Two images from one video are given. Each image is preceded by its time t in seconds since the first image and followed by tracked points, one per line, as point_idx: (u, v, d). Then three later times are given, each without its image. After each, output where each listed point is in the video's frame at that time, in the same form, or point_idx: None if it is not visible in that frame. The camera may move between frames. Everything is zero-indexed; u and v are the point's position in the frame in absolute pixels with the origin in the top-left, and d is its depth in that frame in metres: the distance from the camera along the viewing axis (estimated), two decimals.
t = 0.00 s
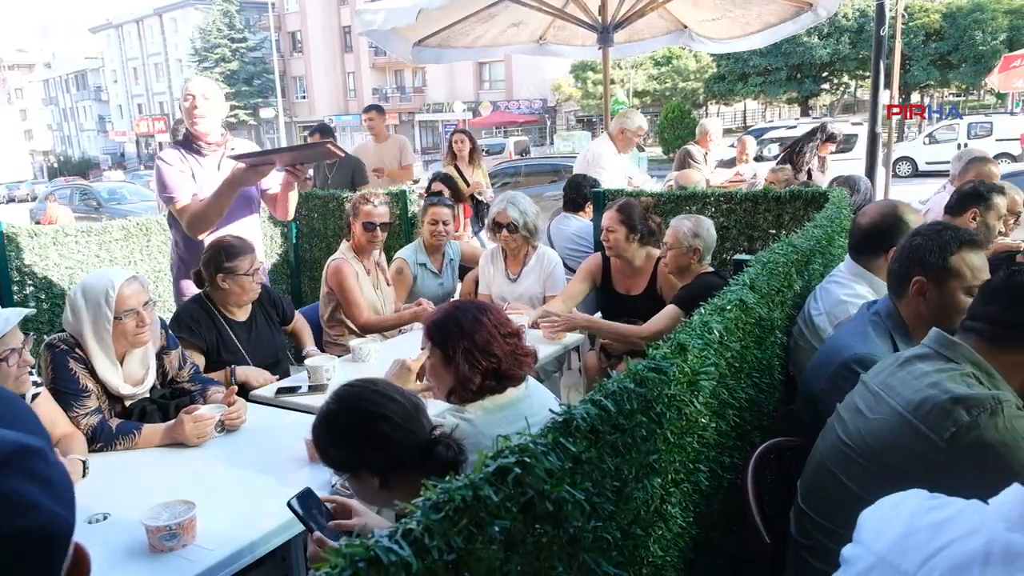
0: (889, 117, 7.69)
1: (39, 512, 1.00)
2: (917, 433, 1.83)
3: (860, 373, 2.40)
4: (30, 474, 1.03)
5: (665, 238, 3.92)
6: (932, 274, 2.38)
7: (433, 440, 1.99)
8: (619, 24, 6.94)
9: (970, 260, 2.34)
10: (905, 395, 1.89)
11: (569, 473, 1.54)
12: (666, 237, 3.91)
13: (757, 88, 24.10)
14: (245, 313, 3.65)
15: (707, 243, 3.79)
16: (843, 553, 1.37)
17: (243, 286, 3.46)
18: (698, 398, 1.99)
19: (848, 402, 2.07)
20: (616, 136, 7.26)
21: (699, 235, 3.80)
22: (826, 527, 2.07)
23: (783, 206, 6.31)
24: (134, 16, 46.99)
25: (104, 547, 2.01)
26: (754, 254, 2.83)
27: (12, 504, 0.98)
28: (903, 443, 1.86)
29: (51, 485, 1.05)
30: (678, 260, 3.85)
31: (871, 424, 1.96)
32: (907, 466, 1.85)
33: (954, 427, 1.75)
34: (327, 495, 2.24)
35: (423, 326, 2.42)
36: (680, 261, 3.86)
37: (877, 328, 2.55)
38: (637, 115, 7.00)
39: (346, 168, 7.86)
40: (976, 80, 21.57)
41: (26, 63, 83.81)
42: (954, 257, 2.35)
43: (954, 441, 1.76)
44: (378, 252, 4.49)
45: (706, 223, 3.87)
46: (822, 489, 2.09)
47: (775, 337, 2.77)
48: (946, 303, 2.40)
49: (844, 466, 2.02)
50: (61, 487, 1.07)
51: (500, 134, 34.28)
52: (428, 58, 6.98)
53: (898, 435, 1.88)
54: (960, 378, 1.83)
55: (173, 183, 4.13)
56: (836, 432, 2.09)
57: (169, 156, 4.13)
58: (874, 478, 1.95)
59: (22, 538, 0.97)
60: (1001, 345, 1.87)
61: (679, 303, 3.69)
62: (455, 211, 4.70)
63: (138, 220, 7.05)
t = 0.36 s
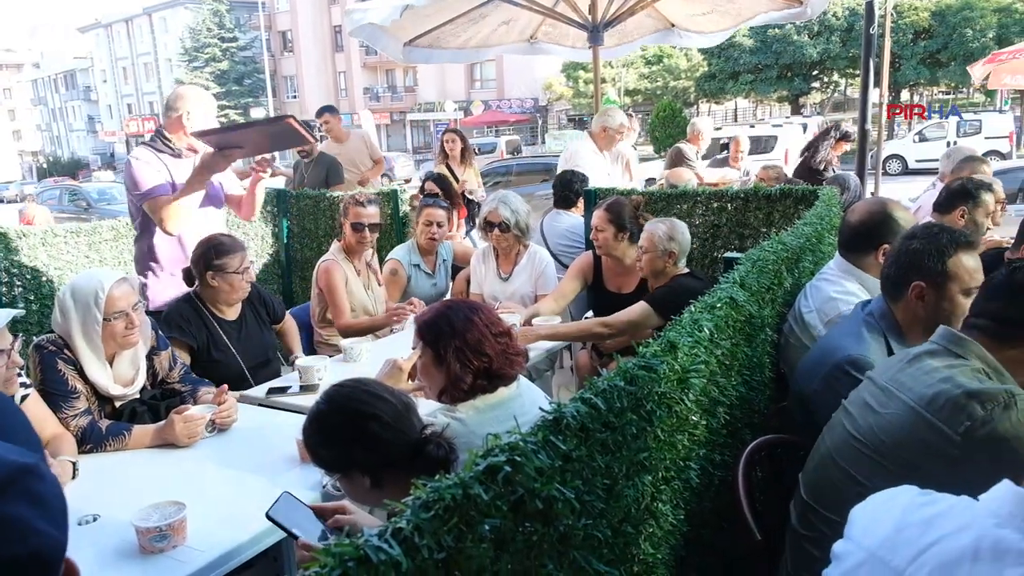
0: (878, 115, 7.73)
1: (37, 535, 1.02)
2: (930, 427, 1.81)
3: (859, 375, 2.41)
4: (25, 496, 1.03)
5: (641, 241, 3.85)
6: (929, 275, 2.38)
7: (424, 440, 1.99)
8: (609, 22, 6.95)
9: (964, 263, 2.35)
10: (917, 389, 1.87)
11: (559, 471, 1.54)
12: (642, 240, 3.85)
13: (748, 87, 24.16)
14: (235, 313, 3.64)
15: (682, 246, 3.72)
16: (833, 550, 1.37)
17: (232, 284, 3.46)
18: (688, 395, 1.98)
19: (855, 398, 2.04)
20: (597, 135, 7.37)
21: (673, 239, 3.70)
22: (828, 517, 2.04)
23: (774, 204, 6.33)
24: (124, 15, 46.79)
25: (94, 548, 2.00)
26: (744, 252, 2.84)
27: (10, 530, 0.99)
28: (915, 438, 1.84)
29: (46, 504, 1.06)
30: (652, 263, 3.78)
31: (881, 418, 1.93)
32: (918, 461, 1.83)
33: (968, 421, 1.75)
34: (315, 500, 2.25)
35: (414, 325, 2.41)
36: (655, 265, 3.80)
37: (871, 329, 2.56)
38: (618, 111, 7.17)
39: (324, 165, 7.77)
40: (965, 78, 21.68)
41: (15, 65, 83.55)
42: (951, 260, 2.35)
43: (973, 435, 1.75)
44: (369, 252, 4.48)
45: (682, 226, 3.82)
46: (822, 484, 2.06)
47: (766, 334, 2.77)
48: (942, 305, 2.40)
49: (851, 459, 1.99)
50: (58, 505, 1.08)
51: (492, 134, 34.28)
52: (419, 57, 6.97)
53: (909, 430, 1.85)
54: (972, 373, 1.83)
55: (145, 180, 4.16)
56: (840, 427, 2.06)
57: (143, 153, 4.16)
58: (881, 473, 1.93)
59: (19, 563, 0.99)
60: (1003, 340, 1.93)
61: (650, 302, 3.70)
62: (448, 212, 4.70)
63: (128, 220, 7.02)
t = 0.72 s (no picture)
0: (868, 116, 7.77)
1: None
2: (936, 426, 1.83)
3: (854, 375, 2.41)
4: None
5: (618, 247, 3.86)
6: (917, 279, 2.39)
7: (415, 441, 1.99)
8: (600, 23, 6.98)
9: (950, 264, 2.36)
10: (923, 388, 1.88)
11: (548, 471, 1.54)
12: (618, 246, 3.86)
13: (739, 88, 24.25)
14: (225, 313, 3.64)
15: (660, 253, 3.69)
16: (822, 548, 1.38)
17: (222, 284, 3.45)
18: (677, 396, 1.99)
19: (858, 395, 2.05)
20: (582, 136, 7.34)
21: (650, 247, 3.67)
22: (827, 511, 2.03)
23: (764, 205, 6.37)
24: (114, 15, 46.60)
25: (84, 550, 1.99)
26: (734, 252, 2.85)
27: None
28: (922, 436, 1.85)
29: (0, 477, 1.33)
30: (630, 270, 3.79)
31: (887, 416, 1.94)
32: (927, 459, 1.84)
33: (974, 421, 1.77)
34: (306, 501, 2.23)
35: (406, 326, 2.40)
36: (632, 272, 3.80)
37: (862, 327, 2.56)
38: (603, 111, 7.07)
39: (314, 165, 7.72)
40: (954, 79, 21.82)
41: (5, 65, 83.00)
42: (940, 261, 2.37)
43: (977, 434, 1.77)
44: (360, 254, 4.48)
45: (659, 233, 3.84)
46: (822, 480, 2.06)
47: (756, 335, 2.78)
48: (929, 304, 2.42)
49: (854, 456, 1.99)
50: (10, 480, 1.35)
51: (485, 134, 34.29)
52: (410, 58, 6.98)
53: (915, 428, 1.86)
54: (979, 373, 1.83)
55: (140, 175, 4.10)
56: (843, 424, 2.06)
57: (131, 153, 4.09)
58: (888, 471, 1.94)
59: None
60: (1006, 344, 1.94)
61: (626, 307, 3.69)
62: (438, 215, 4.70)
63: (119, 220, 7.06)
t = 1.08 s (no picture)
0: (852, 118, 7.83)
1: None
2: (928, 422, 1.84)
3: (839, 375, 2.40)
4: None
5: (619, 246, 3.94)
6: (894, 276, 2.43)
7: (401, 442, 1.98)
8: (586, 26, 7.02)
9: (927, 270, 2.39)
10: (915, 386, 1.88)
11: (532, 472, 1.54)
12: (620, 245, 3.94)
13: (725, 91, 24.33)
14: (211, 316, 3.62)
15: (659, 250, 3.80)
16: (803, 546, 1.45)
17: (207, 285, 3.44)
18: (661, 397, 1.99)
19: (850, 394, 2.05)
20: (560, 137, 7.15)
21: (650, 242, 3.81)
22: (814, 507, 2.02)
23: (750, 206, 6.41)
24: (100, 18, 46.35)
25: (67, 556, 1.98)
26: (719, 254, 2.86)
27: None
28: (915, 432, 1.85)
29: None
30: (632, 267, 3.87)
31: (878, 413, 1.94)
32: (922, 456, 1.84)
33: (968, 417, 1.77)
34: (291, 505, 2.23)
35: (393, 328, 2.40)
36: (633, 268, 3.89)
37: (846, 328, 2.57)
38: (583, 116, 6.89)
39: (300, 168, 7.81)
40: (938, 81, 22.01)
41: None
42: (914, 261, 2.40)
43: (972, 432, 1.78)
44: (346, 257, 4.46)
45: (658, 229, 3.88)
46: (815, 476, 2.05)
47: (741, 336, 2.79)
48: (894, 306, 2.46)
49: (847, 454, 1.98)
50: None
51: (473, 137, 34.26)
52: (396, 61, 6.98)
53: (908, 424, 1.87)
54: (969, 371, 1.85)
55: (153, 187, 4.64)
56: (835, 423, 2.05)
57: (148, 162, 4.62)
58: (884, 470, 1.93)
59: None
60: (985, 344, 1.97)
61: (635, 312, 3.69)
62: (426, 219, 4.70)
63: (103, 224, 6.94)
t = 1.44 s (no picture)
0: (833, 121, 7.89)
1: None
2: (934, 418, 1.77)
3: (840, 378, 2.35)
4: None
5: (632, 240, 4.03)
6: (886, 277, 2.44)
7: (386, 445, 1.98)
8: (571, 29, 7.05)
9: (916, 270, 2.42)
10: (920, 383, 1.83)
11: (516, 473, 1.54)
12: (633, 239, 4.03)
13: (710, 93, 24.46)
14: (196, 320, 3.60)
15: (671, 246, 3.91)
16: (784, 545, 1.48)
17: (192, 289, 3.41)
18: (645, 397, 2.00)
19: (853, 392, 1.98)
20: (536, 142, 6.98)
21: (664, 237, 3.91)
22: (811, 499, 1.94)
23: (735, 208, 6.46)
24: (82, 20, 46.01)
25: (50, 562, 1.96)
26: (703, 255, 2.86)
27: None
28: (921, 429, 1.79)
29: None
30: (645, 259, 3.96)
31: (882, 409, 1.87)
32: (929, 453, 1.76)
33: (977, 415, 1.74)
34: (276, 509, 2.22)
35: (378, 331, 2.39)
36: (646, 262, 3.98)
37: (831, 329, 2.57)
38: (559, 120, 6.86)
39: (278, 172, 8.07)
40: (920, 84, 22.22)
41: None
42: (901, 262, 2.43)
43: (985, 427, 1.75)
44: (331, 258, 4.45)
45: (672, 225, 3.97)
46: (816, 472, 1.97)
47: (725, 337, 2.80)
48: (884, 306, 2.46)
49: (854, 452, 1.90)
50: None
51: (460, 140, 34.26)
52: (382, 64, 6.99)
53: (913, 420, 1.81)
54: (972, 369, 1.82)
55: (198, 188, 5.04)
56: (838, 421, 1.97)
57: (190, 164, 5.02)
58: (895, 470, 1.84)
59: None
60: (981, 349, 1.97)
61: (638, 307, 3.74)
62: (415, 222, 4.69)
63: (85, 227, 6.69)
